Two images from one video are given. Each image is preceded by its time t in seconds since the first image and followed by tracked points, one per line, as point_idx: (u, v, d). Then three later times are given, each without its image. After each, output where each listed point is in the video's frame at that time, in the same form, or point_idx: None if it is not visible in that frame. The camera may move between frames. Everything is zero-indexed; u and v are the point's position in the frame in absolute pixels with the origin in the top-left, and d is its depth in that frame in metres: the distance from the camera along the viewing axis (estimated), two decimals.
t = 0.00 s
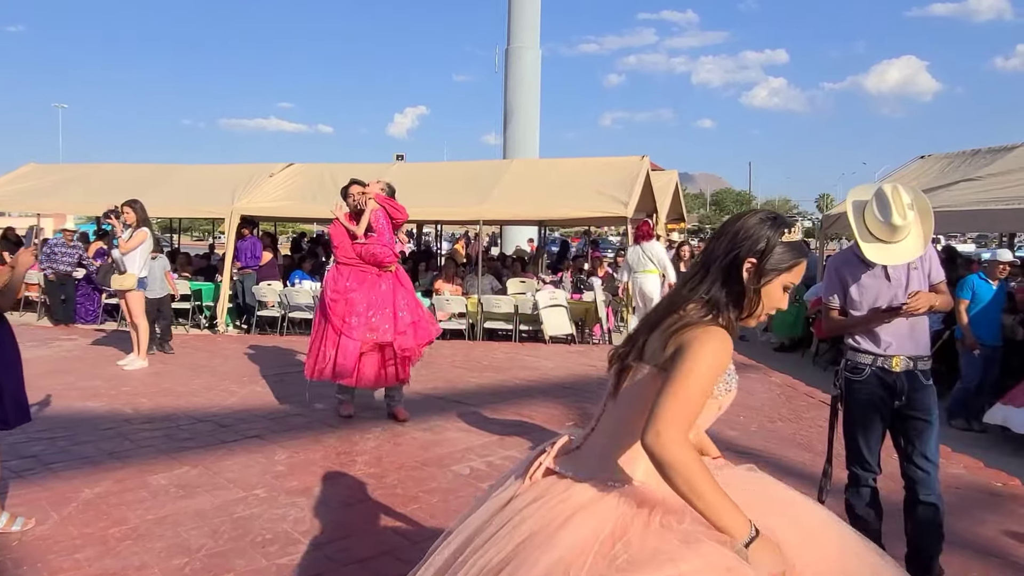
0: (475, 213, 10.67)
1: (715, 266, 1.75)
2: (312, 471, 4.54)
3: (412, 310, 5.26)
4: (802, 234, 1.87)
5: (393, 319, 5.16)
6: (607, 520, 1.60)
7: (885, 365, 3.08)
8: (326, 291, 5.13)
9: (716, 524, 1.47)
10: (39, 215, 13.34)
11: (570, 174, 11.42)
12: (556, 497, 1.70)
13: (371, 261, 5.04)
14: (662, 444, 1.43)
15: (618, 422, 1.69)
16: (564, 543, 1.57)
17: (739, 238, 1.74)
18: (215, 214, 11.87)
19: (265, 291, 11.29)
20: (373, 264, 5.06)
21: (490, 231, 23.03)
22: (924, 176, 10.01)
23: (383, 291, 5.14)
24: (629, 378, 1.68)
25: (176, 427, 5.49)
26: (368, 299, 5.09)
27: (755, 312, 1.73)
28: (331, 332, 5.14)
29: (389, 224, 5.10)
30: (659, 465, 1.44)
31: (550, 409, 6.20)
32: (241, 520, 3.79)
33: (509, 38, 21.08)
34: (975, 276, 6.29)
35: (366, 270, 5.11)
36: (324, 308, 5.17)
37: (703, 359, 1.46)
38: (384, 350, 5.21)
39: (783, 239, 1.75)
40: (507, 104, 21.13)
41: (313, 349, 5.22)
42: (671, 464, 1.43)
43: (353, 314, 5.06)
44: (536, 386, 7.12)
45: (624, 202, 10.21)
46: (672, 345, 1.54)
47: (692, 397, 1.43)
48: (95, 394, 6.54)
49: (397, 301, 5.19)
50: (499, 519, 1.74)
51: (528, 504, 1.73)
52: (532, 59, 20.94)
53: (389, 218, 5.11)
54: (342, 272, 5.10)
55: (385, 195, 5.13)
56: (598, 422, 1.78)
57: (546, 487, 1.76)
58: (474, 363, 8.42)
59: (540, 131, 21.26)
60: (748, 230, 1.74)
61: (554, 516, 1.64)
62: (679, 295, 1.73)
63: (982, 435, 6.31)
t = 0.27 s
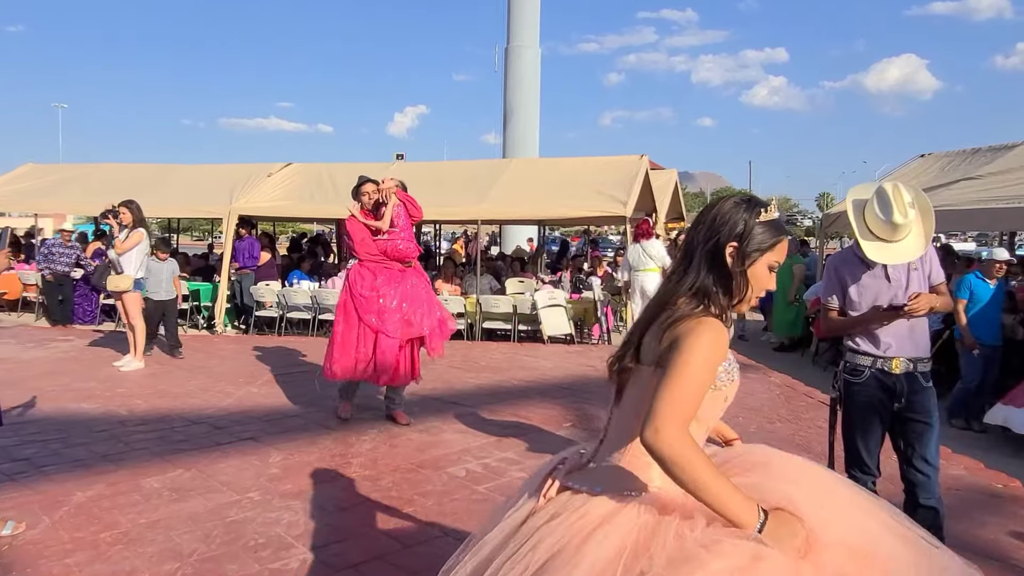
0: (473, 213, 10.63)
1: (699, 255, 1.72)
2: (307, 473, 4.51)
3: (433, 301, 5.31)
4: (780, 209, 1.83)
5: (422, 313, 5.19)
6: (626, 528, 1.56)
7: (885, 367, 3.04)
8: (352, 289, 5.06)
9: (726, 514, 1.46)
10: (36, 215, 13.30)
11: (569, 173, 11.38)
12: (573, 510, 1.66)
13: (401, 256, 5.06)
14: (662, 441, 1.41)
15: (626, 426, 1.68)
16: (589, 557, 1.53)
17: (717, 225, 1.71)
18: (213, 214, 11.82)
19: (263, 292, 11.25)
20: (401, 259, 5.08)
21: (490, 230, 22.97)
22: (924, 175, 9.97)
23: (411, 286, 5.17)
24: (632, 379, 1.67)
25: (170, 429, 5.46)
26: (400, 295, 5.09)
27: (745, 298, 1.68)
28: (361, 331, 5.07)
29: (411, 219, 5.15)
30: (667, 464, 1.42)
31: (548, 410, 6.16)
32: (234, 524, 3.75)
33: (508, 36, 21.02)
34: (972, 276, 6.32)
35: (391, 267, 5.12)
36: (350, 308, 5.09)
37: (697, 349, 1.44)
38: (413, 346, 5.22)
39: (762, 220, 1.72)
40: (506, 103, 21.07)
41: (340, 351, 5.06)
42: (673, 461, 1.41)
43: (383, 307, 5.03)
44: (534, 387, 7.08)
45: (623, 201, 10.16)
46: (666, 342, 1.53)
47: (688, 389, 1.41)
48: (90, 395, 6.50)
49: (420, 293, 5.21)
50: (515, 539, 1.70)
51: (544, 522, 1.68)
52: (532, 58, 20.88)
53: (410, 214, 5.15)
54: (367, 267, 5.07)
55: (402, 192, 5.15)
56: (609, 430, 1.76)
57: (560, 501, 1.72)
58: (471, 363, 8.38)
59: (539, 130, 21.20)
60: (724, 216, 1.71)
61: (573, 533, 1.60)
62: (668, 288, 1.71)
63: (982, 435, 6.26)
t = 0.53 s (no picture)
0: (472, 213, 10.59)
1: (708, 262, 1.71)
2: (303, 475, 4.47)
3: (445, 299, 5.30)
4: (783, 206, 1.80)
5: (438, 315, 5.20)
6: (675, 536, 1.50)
7: (885, 369, 3.00)
8: (370, 294, 5.01)
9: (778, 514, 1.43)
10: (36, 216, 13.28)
11: (569, 173, 11.35)
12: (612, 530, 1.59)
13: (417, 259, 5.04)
14: (706, 439, 1.39)
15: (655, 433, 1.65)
16: None
17: (721, 230, 1.70)
18: (212, 215, 11.80)
19: (262, 292, 11.22)
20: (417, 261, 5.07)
21: (490, 231, 22.95)
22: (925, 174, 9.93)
23: (426, 288, 5.17)
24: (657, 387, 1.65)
25: (166, 431, 5.42)
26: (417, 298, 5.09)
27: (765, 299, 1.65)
28: (382, 335, 5.03)
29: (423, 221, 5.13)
30: (713, 464, 1.40)
31: (546, 411, 6.13)
32: (227, 527, 3.71)
33: (509, 37, 21.01)
34: (969, 276, 6.31)
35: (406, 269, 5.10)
36: (369, 313, 5.04)
37: (727, 344, 1.42)
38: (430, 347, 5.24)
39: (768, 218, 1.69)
40: (507, 104, 21.05)
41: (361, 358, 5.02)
42: (719, 460, 1.38)
43: (397, 308, 4.99)
44: (533, 388, 7.05)
45: (623, 201, 10.12)
46: (692, 342, 1.52)
47: (725, 384, 1.40)
48: (86, 397, 6.48)
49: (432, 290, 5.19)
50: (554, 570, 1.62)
51: (579, 545, 1.62)
52: (532, 58, 20.86)
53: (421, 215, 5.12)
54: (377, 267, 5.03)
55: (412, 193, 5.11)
56: (635, 446, 1.73)
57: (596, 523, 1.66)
58: (470, 364, 8.34)
59: (540, 130, 21.17)
60: (726, 221, 1.69)
61: (614, 551, 1.54)
62: (684, 299, 1.69)
63: (983, 436, 6.20)
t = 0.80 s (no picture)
0: (477, 214, 10.56)
1: (741, 274, 1.71)
2: (306, 478, 4.45)
3: (452, 302, 5.25)
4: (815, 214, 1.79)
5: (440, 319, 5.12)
6: (725, 542, 1.46)
7: (893, 372, 2.96)
8: (371, 294, 5.00)
9: (847, 524, 1.41)
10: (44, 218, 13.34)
11: (575, 173, 11.32)
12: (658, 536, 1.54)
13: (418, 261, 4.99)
14: (770, 446, 1.39)
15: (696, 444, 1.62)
16: None
17: (752, 243, 1.71)
18: (218, 216, 11.82)
19: (267, 294, 11.23)
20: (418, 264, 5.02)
21: (496, 232, 22.94)
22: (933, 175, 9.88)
23: (428, 291, 5.10)
24: (696, 398, 1.64)
25: (170, 433, 5.42)
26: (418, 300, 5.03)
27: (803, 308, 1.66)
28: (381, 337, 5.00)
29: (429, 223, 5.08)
30: (773, 467, 1.39)
31: (551, 413, 6.09)
32: (229, 530, 3.70)
33: (515, 37, 21.00)
34: (972, 277, 6.30)
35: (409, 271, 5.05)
36: (370, 313, 5.03)
37: (774, 347, 1.43)
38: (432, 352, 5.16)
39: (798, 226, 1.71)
40: (513, 104, 21.03)
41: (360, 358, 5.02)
42: (784, 466, 1.38)
43: (399, 308, 4.96)
44: (538, 389, 7.02)
45: (629, 202, 10.09)
46: (735, 348, 1.54)
47: (780, 388, 1.40)
48: (91, 398, 6.49)
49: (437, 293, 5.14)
50: None
51: (622, 550, 1.56)
52: (539, 59, 20.86)
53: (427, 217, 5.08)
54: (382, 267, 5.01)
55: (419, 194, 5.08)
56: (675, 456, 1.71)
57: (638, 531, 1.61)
58: (475, 365, 8.31)
59: (546, 130, 21.15)
60: (756, 232, 1.70)
61: (658, 560, 1.48)
62: (721, 313, 1.69)
63: (992, 437, 6.10)
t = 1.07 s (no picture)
0: (488, 215, 10.55)
1: (805, 273, 1.67)
2: (317, 478, 4.45)
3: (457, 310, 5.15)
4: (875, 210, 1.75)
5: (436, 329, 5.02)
6: (794, 540, 1.46)
7: (915, 373, 2.92)
8: (369, 298, 5.02)
9: (933, 535, 1.38)
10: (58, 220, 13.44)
11: (587, 173, 11.29)
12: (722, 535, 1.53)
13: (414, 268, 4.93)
14: (851, 452, 1.36)
15: (762, 447, 1.60)
16: None
17: (816, 240, 1.66)
18: (230, 217, 11.86)
19: (279, 294, 11.26)
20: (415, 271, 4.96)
21: (507, 233, 22.92)
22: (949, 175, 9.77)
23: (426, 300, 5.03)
24: (762, 401, 1.61)
25: (182, 433, 5.43)
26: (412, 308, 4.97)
27: (870, 305, 1.62)
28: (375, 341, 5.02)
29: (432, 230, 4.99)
30: (851, 471, 1.36)
31: (563, 413, 6.07)
32: (240, 530, 3.70)
33: (526, 38, 20.99)
34: (985, 277, 6.25)
35: (408, 277, 5.01)
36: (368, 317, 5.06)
37: (847, 349, 1.40)
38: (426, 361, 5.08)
39: (864, 224, 1.66)
40: (523, 105, 21.02)
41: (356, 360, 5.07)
42: (867, 473, 1.35)
43: (395, 312, 4.93)
44: (549, 390, 6.99)
45: (640, 202, 10.04)
46: (802, 349, 1.50)
47: (858, 392, 1.37)
48: (104, 398, 6.52)
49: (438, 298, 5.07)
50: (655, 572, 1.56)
51: (682, 549, 1.56)
52: (550, 59, 20.82)
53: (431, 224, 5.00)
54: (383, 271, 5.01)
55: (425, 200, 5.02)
56: (740, 458, 1.69)
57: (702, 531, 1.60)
58: (486, 366, 8.29)
59: (557, 131, 21.11)
60: (820, 229, 1.65)
61: (724, 556, 1.47)
62: (787, 315, 1.65)
63: (1008, 439, 6.02)
